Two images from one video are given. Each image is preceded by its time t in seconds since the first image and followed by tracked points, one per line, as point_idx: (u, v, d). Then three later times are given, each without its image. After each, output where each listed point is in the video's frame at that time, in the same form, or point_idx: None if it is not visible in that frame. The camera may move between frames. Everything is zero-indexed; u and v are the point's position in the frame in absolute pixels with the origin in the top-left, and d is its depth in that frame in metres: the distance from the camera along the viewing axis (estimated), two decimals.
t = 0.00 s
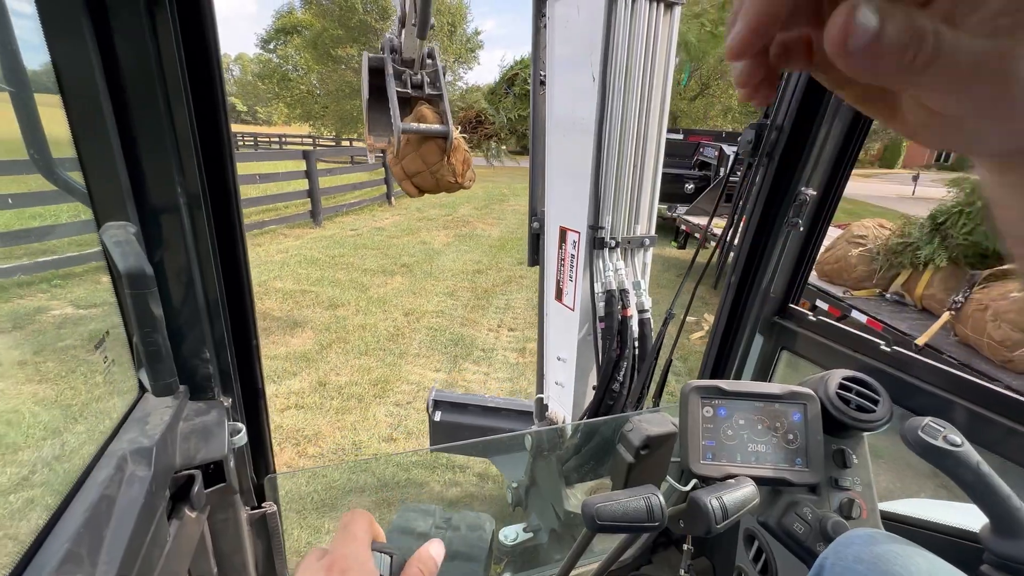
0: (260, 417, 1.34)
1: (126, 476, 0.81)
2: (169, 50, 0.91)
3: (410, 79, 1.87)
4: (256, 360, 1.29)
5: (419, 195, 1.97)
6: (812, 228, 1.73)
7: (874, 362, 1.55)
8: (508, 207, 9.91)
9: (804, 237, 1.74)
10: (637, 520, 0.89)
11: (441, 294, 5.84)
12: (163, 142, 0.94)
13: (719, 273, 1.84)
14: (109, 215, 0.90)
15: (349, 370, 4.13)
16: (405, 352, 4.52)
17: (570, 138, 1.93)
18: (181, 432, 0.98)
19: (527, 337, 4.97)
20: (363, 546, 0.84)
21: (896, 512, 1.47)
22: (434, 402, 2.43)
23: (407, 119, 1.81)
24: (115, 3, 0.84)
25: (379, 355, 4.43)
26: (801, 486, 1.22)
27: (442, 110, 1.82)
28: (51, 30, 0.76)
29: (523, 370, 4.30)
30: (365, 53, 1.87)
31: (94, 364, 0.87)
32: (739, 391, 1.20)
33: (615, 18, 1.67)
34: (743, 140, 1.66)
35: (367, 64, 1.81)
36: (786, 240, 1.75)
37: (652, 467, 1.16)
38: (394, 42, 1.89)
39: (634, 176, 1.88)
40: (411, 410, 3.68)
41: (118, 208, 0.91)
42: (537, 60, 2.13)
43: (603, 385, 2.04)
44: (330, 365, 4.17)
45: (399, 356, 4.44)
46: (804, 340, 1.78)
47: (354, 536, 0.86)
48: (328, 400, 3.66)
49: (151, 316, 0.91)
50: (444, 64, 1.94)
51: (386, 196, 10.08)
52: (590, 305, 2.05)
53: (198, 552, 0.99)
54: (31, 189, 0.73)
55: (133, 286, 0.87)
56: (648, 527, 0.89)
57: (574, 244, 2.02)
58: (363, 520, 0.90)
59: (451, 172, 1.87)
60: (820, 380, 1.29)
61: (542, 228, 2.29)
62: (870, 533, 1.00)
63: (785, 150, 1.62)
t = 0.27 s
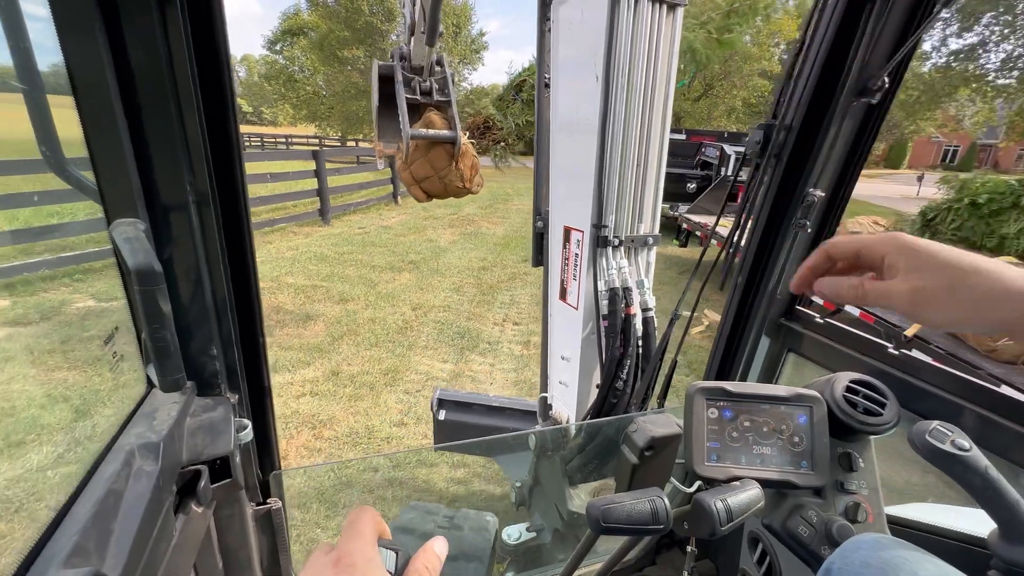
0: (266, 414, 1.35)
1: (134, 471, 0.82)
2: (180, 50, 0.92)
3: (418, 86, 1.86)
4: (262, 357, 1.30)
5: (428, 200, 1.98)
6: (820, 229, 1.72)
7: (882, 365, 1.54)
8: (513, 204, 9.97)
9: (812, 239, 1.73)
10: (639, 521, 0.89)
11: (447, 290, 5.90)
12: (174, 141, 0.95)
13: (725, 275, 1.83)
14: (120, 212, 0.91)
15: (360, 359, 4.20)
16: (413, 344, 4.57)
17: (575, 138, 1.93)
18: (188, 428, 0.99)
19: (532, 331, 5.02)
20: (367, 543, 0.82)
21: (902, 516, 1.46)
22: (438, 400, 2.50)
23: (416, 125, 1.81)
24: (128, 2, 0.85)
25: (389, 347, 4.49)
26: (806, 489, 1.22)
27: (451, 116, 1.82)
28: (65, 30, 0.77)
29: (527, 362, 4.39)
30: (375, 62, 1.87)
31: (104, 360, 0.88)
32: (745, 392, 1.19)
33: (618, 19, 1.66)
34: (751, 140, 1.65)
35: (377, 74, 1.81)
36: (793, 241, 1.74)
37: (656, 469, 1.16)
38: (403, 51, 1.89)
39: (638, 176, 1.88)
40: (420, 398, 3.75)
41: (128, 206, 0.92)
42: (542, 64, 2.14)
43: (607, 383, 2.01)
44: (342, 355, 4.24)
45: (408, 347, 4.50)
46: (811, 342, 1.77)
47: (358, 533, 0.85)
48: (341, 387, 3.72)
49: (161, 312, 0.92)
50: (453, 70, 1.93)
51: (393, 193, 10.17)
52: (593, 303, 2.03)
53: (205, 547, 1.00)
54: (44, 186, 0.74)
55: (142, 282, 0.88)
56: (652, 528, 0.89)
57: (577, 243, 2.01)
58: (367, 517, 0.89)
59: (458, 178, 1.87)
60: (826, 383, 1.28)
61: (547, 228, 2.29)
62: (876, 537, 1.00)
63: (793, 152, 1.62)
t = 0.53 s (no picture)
0: (275, 412, 1.36)
1: (146, 467, 0.83)
2: (194, 51, 0.93)
3: (429, 98, 1.89)
4: (272, 356, 1.31)
5: (439, 210, 1.98)
6: (834, 230, 1.70)
7: (897, 368, 1.51)
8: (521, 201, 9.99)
9: (825, 240, 1.70)
10: (649, 524, 0.88)
11: (454, 285, 5.92)
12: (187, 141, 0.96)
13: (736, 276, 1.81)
14: (134, 211, 0.92)
15: (371, 351, 4.25)
16: (421, 338, 4.60)
17: (580, 137, 1.91)
18: (199, 425, 1.00)
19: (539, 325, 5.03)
20: (366, 542, 0.83)
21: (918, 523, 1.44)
22: (445, 399, 2.52)
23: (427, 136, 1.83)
24: (143, 4, 0.86)
25: (399, 339, 4.53)
26: (819, 494, 1.20)
27: (461, 127, 1.83)
28: (81, 32, 0.78)
29: (532, 354, 4.41)
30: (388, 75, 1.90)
31: (118, 357, 0.89)
32: (756, 395, 1.18)
33: (621, 23, 1.66)
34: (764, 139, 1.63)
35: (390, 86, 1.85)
36: (807, 242, 1.71)
37: (666, 472, 1.14)
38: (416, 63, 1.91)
39: (642, 175, 1.85)
40: (430, 386, 3.80)
41: (142, 205, 0.93)
42: (548, 69, 2.15)
43: (614, 381, 1.96)
44: (353, 348, 4.29)
45: (416, 340, 4.54)
46: (824, 344, 1.74)
47: (356, 532, 0.85)
48: (353, 377, 3.78)
49: (173, 311, 0.93)
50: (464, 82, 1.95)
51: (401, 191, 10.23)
52: (601, 302, 2.00)
53: (215, 542, 1.01)
54: (61, 185, 0.76)
55: (155, 280, 0.89)
56: (660, 531, 0.88)
57: (583, 242, 1.99)
58: (365, 516, 0.89)
59: (469, 187, 1.87)
60: (839, 387, 1.26)
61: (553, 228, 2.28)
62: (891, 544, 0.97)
63: (806, 152, 1.60)
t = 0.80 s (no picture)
0: (279, 414, 1.37)
1: (151, 466, 0.84)
2: (202, 55, 0.94)
3: (433, 113, 1.92)
4: (277, 357, 1.32)
5: (443, 223, 1.99)
6: (840, 235, 1.69)
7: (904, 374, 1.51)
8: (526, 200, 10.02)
9: (831, 244, 1.70)
10: (652, 531, 0.87)
11: (458, 283, 5.95)
12: (195, 142, 0.97)
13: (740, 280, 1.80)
14: (141, 213, 0.93)
15: (381, 344, 4.28)
16: (428, 332, 4.62)
17: (580, 140, 1.90)
18: (204, 425, 1.00)
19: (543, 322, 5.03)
20: (366, 544, 0.83)
21: (925, 531, 1.42)
22: (449, 403, 2.49)
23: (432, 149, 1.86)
24: (152, 6, 0.87)
25: (406, 334, 4.56)
26: (824, 500, 1.19)
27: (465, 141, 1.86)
28: (92, 36, 0.79)
29: (536, 348, 4.43)
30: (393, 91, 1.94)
31: (123, 357, 0.89)
32: (761, 399, 1.17)
33: (617, 29, 1.65)
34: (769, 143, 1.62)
35: (395, 103, 1.89)
36: (812, 246, 1.70)
37: (671, 478, 1.14)
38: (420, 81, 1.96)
39: (641, 178, 1.83)
40: (438, 378, 3.84)
41: (149, 206, 0.93)
42: (549, 78, 2.16)
43: (616, 380, 1.93)
44: (362, 341, 4.32)
45: (423, 334, 4.57)
46: (829, 349, 1.74)
47: (356, 534, 0.86)
48: (363, 369, 3.81)
49: (179, 312, 0.94)
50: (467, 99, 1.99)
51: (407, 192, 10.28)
52: (602, 302, 1.96)
53: (218, 543, 1.01)
54: (68, 187, 0.76)
55: (162, 281, 0.90)
56: (665, 537, 0.87)
57: (585, 244, 1.96)
58: (367, 518, 0.90)
59: (473, 200, 1.88)
60: (845, 392, 1.25)
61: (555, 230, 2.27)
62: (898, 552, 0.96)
63: (812, 155, 1.59)
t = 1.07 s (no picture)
0: (281, 413, 1.37)
1: (154, 466, 0.84)
2: (204, 55, 0.94)
3: (433, 124, 1.97)
4: (278, 357, 1.32)
5: (444, 233, 1.99)
6: (841, 235, 1.69)
7: (906, 374, 1.51)
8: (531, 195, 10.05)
9: (832, 244, 1.69)
10: (653, 531, 0.87)
11: (464, 278, 5.97)
12: (197, 142, 0.97)
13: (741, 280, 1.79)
14: (143, 213, 0.93)
15: (390, 337, 4.35)
16: (435, 326, 4.65)
17: (572, 140, 1.90)
18: (206, 425, 1.01)
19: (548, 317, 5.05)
20: (366, 541, 0.83)
21: (926, 531, 1.42)
22: (453, 401, 2.50)
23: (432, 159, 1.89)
24: (154, 7, 0.87)
25: (413, 327, 4.60)
26: (826, 500, 1.19)
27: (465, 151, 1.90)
28: (94, 37, 0.79)
29: (542, 342, 4.46)
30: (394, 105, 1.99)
31: (126, 357, 0.89)
32: (762, 400, 1.17)
33: (613, 30, 1.66)
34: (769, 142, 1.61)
35: (395, 114, 1.94)
36: (813, 245, 1.70)
37: (672, 478, 1.13)
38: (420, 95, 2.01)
39: (637, 177, 1.83)
40: (445, 368, 3.90)
41: (151, 207, 0.93)
42: (546, 84, 2.17)
43: (615, 376, 1.92)
44: (373, 333, 4.42)
45: (430, 327, 4.62)
46: (830, 349, 1.74)
47: (356, 531, 0.86)
48: (373, 360, 3.95)
49: (181, 312, 0.94)
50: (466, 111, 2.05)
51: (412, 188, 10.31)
52: (601, 299, 1.95)
53: (220, 542, 1.01)
54: (71, 186, 0.76)
55: (165, 281, 0.90)
56: (665, 538, 0.87)
57: (582, 244, 1.95)
58: (366, 516, 0.90)
59: (473, 210, 1.90)
60: (846, 391, 1.25)
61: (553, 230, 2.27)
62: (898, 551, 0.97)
63: (813, 155, 1.58)
